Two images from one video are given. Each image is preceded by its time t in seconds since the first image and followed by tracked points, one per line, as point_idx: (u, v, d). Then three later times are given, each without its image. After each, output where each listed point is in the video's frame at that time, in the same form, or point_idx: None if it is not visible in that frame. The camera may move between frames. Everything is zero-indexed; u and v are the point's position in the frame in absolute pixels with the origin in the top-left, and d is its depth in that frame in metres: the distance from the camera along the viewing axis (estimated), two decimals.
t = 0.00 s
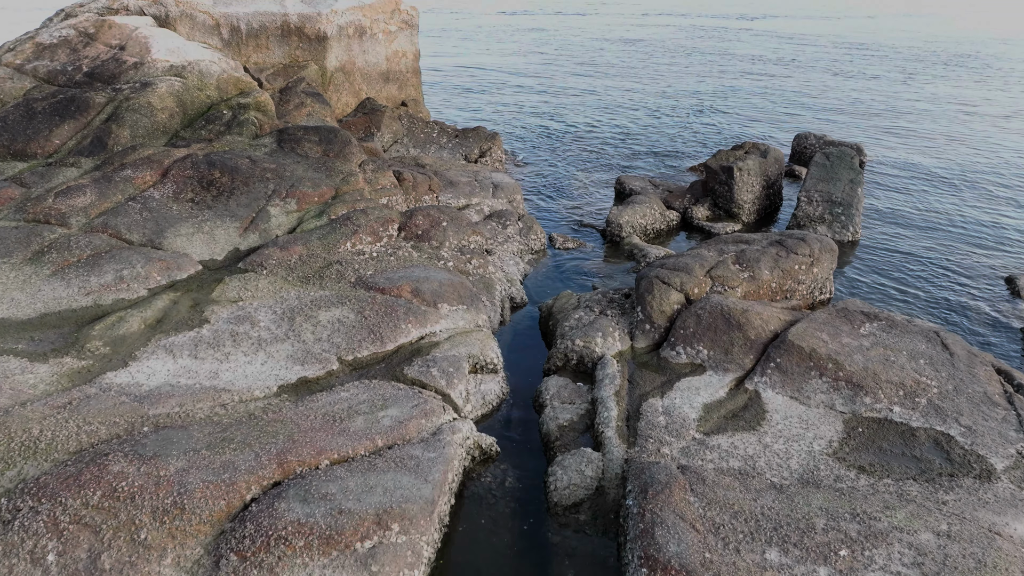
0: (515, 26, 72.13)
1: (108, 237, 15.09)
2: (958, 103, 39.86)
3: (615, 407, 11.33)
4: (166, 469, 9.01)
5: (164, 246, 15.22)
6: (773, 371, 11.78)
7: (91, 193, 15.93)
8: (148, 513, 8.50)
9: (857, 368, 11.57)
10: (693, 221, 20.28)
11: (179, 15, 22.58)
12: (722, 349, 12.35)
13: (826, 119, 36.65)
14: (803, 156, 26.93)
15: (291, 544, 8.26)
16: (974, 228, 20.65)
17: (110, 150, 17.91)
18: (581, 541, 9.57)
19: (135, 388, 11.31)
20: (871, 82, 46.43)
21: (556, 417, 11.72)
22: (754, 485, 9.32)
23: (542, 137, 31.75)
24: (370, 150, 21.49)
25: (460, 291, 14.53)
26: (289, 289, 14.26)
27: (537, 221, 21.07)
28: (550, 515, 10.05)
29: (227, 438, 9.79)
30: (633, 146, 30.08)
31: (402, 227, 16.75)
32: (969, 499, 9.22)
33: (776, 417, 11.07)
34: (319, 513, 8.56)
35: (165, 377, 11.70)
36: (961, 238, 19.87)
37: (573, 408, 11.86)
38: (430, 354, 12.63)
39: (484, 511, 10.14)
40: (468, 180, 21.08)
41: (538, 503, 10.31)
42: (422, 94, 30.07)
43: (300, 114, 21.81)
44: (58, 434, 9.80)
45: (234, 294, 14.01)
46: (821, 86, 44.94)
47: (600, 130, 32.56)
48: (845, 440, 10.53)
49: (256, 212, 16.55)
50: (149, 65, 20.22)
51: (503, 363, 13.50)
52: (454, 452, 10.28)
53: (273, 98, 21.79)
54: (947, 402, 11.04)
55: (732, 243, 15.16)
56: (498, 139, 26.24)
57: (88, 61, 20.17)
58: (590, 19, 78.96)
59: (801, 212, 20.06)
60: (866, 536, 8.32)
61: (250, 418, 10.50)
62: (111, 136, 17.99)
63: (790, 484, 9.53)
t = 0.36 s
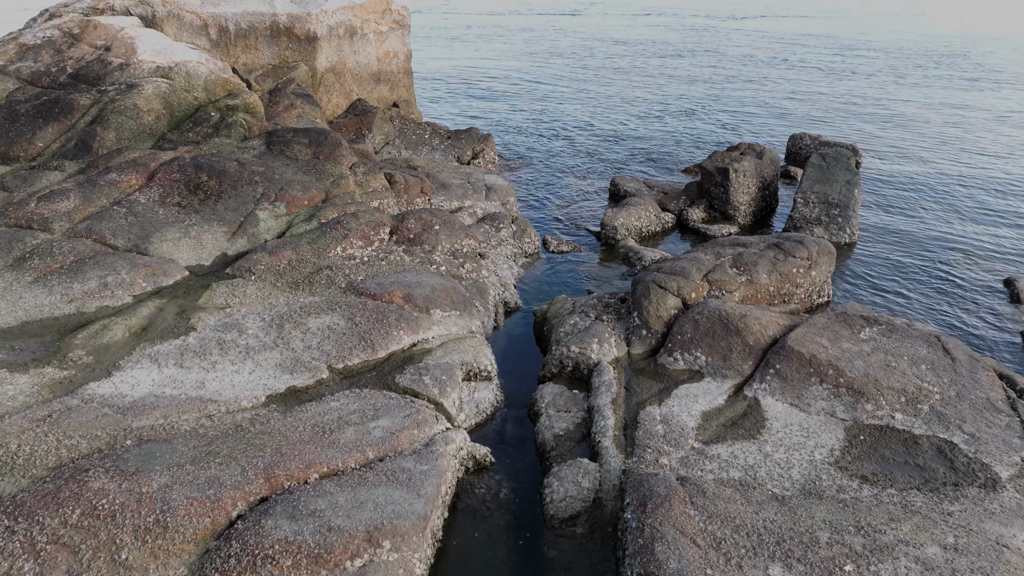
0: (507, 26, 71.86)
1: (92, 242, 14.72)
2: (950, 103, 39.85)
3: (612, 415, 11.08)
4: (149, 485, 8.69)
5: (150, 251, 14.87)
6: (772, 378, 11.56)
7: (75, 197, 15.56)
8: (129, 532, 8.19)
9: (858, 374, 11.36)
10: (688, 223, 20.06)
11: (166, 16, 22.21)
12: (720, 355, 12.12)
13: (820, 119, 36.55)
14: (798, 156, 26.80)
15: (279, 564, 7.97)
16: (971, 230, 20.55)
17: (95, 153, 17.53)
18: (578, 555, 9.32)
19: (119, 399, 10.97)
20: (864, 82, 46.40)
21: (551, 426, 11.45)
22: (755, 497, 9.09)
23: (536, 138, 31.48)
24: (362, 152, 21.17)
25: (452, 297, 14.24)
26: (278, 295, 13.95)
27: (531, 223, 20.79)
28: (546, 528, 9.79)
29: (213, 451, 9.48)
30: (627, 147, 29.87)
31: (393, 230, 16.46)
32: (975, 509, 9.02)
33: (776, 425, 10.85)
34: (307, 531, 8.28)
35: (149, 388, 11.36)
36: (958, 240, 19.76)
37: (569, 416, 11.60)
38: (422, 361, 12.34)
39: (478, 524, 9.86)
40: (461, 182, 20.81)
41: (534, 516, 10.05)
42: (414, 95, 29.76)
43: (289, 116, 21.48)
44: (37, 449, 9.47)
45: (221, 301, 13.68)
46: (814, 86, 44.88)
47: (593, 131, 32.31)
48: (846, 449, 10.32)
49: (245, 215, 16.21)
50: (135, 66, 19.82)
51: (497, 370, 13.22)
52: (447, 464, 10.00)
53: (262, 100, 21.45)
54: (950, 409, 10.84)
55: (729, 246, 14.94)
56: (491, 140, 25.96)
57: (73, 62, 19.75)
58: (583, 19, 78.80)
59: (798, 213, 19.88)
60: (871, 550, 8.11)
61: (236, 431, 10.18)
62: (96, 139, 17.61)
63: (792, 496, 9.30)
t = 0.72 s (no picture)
0: (500, 26, 71.56)
1: (76, 248, 14.37)
2: (943, 104, 39.84)
3: (610, 425, 10.83)
4: (132, 502, 8.38)
5: (136, 257, 14.53)
6: (772, 385, 11.34)
7: (59, 202, 15.18)
8: (111, 552, 7.89)
9: (859, 381, 11.17)
10: (684, 225, 19.84)
11: (154, 16, 21.83)
12: (719, 362, 11.90)
13: (814, 119, 36.48)
14: (793, 157, 26.69)
15: None
16: (969, 233, 20.40)
17: (80, 156, 17.14)
18: (576, 570, 9.08)
19: (102, 411, 10.64)
20: (857, 82, 46.37)
21: (548, 436, 11.20)
22: (758, 509, 8.87)
23: (529, 138, 31.26)
24: (353, 155, 20.87)
25: (446, 302, 13.97)
26: (268, 302, 13.64)
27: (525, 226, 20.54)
28: (543, 542, 9.54)
29: (198, 466, 9.18)
30: (622, 148, 29.65)
31: (386, 234, 16.17)
32: (982, 521, 8.82)
33: (776, 433, 10.64)
34: (296, 549, 8.00)
35: (134, 399, 11.03)
36: (956, 243, 19.62)
37: (565, 426, 11.35)
38: (415, 370, 12.06)
39: (474, 537, 9.60)
40: (454, 184, 20.54)
41: (530, 529, 9.80)
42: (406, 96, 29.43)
43: (279, 118, 21.16)
44: (16, 466, 9.13)
45: (209, 308, 13.36)
46: (807, 86, 44.80)
47: (587, 132, 32.14)
48: (849, 458, 10.11)
49: (233, 220, 15.89)
50: (122, 68, 19.42)
51: (492, 378, 12.94)
52: (441, 477, 9.74)
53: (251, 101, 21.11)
54: (953, 416, 10.65)
55: (727, 250, 14.73)
56: (484, 142, 25.68)
57: (58, 63, 19.34)
58: (574, 19, 78.65)
59: (795, 215, 19.68)
60: (877, 565, 7.91)
61: (223, 443, 9.89)
62: (81, 141, 17.23)
63: (795, 508, 9.09)
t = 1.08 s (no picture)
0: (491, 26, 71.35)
1: (61, 254, 14.02)
2: (936, 103, 39.84)
3: (608, 435, 10.58)
4: (114, 521, 8.09)
5: (123, 263, 14.19)
6: (773, 393, 11.13)
7: (43, 207, 14.81)
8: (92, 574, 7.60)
9: (862, 388, 10.96)
10: (681, 227, 19.63)
11: (141, 17, 21.44)
12: (719, 369, 11.68)
13: (808, 120, 36.40)
14: (790, 158, 26.56)
15: None
16: (967, 235, 20.27)
17: (66, 159, 16.77)
18: None
19: (86, 424, 10.32)
20: (849, 82, 46.38)
21: (545, 446, 10.95)
22: (761, 523, 8.64)
23: (524, 140, 31.00)
24: (345, 157, 20.58)
25: (440, 308, 13.70)
26: (258, 309, 13.34)
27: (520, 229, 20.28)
28: (541, 557, 9.28)
29: (185, 482, 8.88)
30: (617, 150, 29.44)
31: (378, 239, 15.89)
32: (990, 533, 8.62)
33: (778, 442, 10.42)
34: (285, 570, 7.73)
35: (119, 411, 10.71)
36: (956, 245, 19.45)
37: (562, 435, 11.09)
38: (409, 379, 11.78)
39: (469, 552, 9.34)
40: (448, 187, 20.27)
41: (527, 543, 9.55)
42: (399, 97, 29.12)
43: (270, 120, 20.86)
44: None
45: (197, 315, 13.05)
46: (799, 86, 44.76)
47: (582, 133, 31.92)
48: (853, 468, 9.90)
49: (223, 224, 15.56)
50: (108, 69, 19.04)
51: (487, 386, 12.68)
52: (435, 491, 9.48)
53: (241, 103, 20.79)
54: (958, 424, 10.45)
55: (725, 254, 14.51)
56: (478, 143, 25.41)
57: (43, 65, 18.94)
58: (567, 19, 78.47)
59: (792, 217, 19.49)
60: None
61: (211, 457, 9.59)
62: (67, 144, 16.85)
63: (799, 521, 8.87)
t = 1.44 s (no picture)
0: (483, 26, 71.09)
1: (45, 261, 13.67)
2: (929, 103, 39.83)
3: (607, 445, 10.34)
4: (97, 542, 7.80)
5: (109, 269, 13.86)
6: (775, 401, 10.91)
7: (27, 212, 14.45)
8: None
9: (865, 396, 10.76)
10: (678, 230, 19.42)
11: (129, 17, 21.07)
12: (719, 376, 11.46)
13: (803, 120, 36.31)
14: (786, 159, 26.42)
15: None
16: (965, 236, 20.14)
17: (51, 163, 16.40)
18: None
19: (69, 437, 10.00)
20: (842, 82, 46.35)
21: (542, 457, 10.71)
22: (765, 538, 8.42)
23: (518, 141, 30.76)
24: (337, 160, 20.29)
25: (434, 315, 13.43)
26: (247, 316, 13.05)
27: (515, 232, 20.03)
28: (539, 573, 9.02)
29: (170, 498, 8.59)
30: (612, 150, 29.24)
31: (371, 243, 15.61)
32: (998, 547, 8.42)
33: (780, 452, 10.20)
34: None
35: (104, 424, 10.39)
36: (956, 247, 19.31)
37: (560, 446, 10.85)
38: (402, 388, 11.51)
39: (465, 568, 9.08)
40: (441, 190, 19.99)
41: (524, 559, 9.30)
42: (392, 98, 28.82)
43: (261, 122, 20.54)
44: None
45: (185, 323, 12.75)
46: (793, 87, 44.68)
47: (576, 134, 31.72)
48: (857, 478, 9.69)
49: (212, 229, 15.24)
50: (95, 71, 18.64)
51: (482, 394, 12.42)
52: (430, 505, 9.22)
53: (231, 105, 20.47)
54: (962, 432, 10.25)
55: (724, 258, 14.30)
56: (472, 145, 25.15)
57: (28, 66, 18.54)
58: (560, 19, 78.36)
59: (790, 219, 19.29)
60: None
61: (198, 472, 9.29)
62: (52, 148, 16.48)
63: (803, 535, 8.65)
